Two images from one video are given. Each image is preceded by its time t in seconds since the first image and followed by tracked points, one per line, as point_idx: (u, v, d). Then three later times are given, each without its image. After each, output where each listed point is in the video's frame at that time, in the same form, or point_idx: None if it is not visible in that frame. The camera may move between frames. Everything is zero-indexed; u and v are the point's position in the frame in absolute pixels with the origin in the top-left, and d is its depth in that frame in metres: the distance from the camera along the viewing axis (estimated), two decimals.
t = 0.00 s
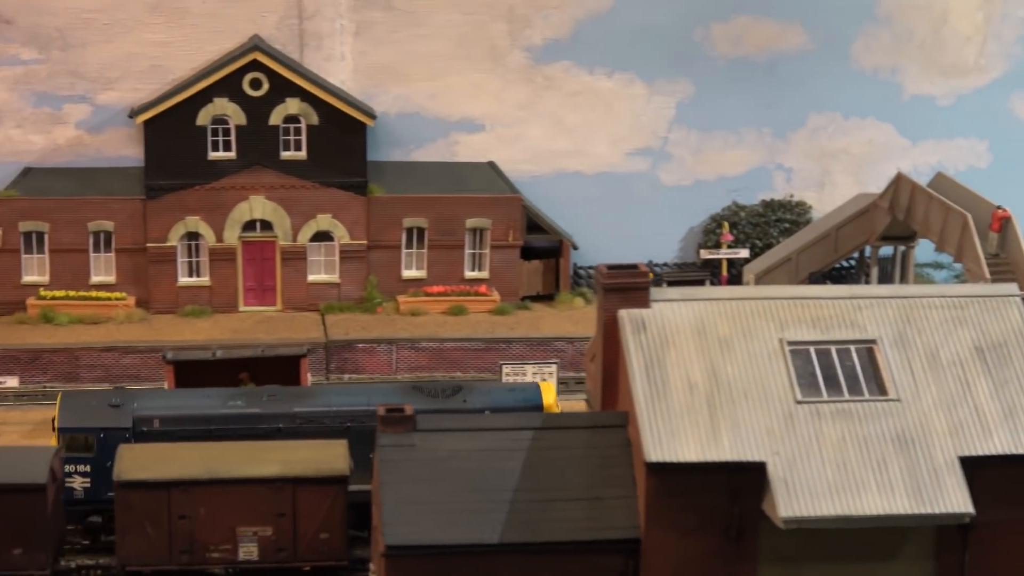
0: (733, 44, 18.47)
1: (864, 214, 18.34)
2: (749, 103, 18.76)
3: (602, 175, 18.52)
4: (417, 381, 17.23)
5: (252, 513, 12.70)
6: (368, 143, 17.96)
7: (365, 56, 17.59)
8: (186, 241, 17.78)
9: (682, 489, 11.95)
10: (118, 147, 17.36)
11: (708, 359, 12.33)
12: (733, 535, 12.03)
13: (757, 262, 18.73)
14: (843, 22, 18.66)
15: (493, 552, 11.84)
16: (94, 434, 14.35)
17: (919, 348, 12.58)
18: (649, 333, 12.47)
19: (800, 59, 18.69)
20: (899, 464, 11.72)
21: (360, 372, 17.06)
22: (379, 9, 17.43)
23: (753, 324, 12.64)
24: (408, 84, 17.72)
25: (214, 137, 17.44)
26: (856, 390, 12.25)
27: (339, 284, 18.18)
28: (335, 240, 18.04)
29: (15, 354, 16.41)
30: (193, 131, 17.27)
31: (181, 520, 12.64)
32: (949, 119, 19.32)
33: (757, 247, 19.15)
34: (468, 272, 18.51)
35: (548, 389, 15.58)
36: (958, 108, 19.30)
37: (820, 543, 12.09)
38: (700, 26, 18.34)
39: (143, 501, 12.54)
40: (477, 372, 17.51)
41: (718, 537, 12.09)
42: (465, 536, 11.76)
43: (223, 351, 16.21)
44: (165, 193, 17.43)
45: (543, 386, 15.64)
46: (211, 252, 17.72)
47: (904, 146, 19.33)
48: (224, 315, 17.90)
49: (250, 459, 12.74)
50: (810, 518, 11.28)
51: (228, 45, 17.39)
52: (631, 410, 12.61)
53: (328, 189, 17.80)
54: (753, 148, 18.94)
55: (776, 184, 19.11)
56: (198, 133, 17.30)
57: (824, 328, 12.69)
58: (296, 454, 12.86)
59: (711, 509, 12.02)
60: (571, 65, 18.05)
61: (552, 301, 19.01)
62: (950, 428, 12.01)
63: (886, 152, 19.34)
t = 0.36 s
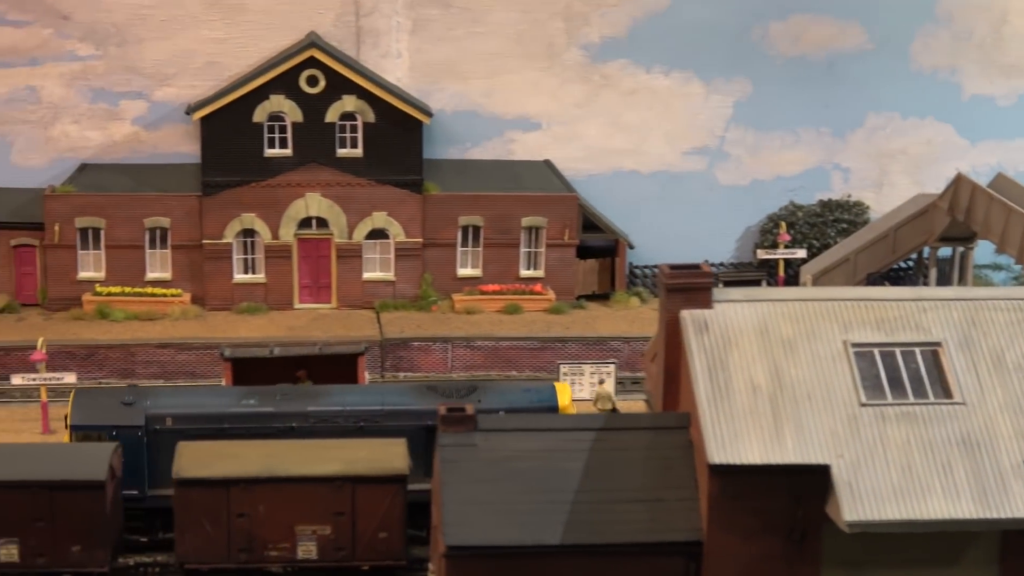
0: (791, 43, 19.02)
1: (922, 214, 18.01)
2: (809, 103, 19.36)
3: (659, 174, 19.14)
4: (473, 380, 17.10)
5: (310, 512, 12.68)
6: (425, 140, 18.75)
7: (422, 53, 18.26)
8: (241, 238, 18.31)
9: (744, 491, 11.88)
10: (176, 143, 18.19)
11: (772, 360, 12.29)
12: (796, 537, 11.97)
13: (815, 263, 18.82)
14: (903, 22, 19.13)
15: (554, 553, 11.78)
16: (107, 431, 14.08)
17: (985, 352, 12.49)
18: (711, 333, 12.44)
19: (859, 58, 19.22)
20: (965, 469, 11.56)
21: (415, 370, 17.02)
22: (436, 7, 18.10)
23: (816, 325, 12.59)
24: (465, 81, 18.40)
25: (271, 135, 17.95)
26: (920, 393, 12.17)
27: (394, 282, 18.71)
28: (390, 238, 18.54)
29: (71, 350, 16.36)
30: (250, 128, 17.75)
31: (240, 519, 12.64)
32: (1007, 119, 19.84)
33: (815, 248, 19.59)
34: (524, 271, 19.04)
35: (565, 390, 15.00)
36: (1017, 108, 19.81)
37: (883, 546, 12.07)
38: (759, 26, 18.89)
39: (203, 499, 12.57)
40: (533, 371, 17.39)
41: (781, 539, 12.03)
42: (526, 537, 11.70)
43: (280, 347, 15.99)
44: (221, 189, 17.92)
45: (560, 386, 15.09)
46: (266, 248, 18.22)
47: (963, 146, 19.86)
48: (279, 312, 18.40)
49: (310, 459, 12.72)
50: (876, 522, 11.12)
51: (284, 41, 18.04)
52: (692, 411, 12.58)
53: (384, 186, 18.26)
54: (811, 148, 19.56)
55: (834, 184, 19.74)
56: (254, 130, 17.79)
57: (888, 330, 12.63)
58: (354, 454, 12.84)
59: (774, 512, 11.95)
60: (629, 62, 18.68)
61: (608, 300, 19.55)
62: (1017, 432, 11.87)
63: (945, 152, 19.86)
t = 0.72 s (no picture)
0: (860, 42, 19.18)
1: (990, 215, 18.12)
2: (875, 102, 19.53)
3: (724, 172, 19.40)
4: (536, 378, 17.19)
5: (375, 510, 12.63)
6: (490, 138, 19.11)
7: (486, 50, 18.56)
8: (305, 234, 18.84)
9: (818, 495, 11.63)
10: (240, 139, 18.76)
11: (844, 362, 12.17)
12: (869, 542, 11.75)
13: (880, 263, 18.98)
14: (973, 20, 19.21)
15: (625, 555, 11.61)
16: (127, 429, 13.94)
17: None
18: (783, 335, 12.36)
19: (927, 57, 19.35)
20: None
21: (478, 368, 17.10)
22: (501, 4, 18.36)
23: (889, 327, 12.51)
24: (530, 78, 18.69)
25: (335, 132, 18.44)
26: (995, 397, 11.98)
27: (458, 280, 19.11)
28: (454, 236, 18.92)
29: (134, 346, 16.55)
30: (315, 125, 18.21)
31: (305, 517, 12.60)
32: None
33: (880, 247, 19.71)
34: (587, 269, 19.40)
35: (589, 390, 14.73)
36: None
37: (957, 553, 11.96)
38: (826, 24, 19.04)
39: (268, 497, 12.54)
40: (596, 371, 17.45)
41: (853, 543, 11.79)
42: (595, 539, 11.55)
43: (344, 346, 16.21)
44: (285, 186, 18.42)
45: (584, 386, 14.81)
46: (330, 246, 18.70)
47: None
48: (342, 309, 18.90)
49: (375, 458, 12.68)
50: (951, 526, 10.89)
51: (350, 38, 18.56)
52: (763, 413, 12.48)
53: (447, 184, 18.66)
54: (877, 147, 19.73)
55: (900, 184, 19.90)
56: (319, 126, 18.24)
57: (962, 332, 12.50)
58: (422, 455, 12.75)
59: (846, 516, 11.70)
60: (693, 60, 18.86)
61: (671, 299, 19.99)
62: None
63: (1011, 152, 20.06)
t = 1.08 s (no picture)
0: (927, 46, 19.09)
1: None
2: (942, 106, 19.36)
3: (788, 178, 19.39)
4: (600, 384, 17.37)
5: (446, 516, 12.68)
6: (554, 142, 19.19)
7: (552, 54, 18.63)
8: (369, 238, 19.21)
9: (890, 506, 11.47)
10: (306, 143, 18.96)
11: (917, 372, 11.99)
12: (940, 554, 11.58)
13: (951, 269, 19.44)
14: None
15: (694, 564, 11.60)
16: (151, 433, 13.95)
17: None
18: (855, 344, 12.26)
19: (995, 62, 19.21)
20: None
21: (542, 373, 17.37)
22: (567, 9, 18.39)
23: (962, 336, 12.34)
24: (595, 83, 18.75)
25: (400, 136, 18.82)
26: None
27: (522, 284, 19.43)
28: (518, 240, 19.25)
29: (200, 349, 16.92)
30: (380, 128, 18.61)
31: (375, 523, 12.67)
32: None
33: (947, 254, 19.66)
34: (652, 274, 19.64)
35: (614, 397, 14.57)
36: None
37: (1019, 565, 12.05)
38: (893, 29, 19.00)
39: (339, 502, 12.61)
40: (661, 376, 17.61)
41: (926, 557, 11.65)
42: (664, 547, 11.53)
43: (412, 352, 15.25)
44: (349, 189, 18.82)
45: (608, 393, 14.64)
46: (394, 249, 19.11)
47: None
48: (406, 312, 19.28)
49: (445, 463, 12.77)
50: None
51: (416, 41, 18.64)
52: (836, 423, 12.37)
53: (510, 188, 18.98)
54: (943, 153, 19.59)
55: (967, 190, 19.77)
56: (383, 129, 18.64)
57: None
58: (490, 459, 12.85)
59: (919, 528, 11.55)
60: (760, 65, 18.84)
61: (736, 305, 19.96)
62: None
63: None
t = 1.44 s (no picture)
0: (993, 46, 19.00)
1: None
2: (1008, 106, 19.23)
3: (852, 177, 19.34)
4: (662, 383, 17.47)
5: (511, 513, 12.70)
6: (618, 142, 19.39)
7: (616, 53, 18.71)
8: (432, 235, 19.30)
9: (960, 507, 11.12)
10: (368, 141, 19.13)
11: (987, 372, 11.70)
12: (1010, 554, 11.21)
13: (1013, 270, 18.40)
14: None
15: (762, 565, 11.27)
16: (172, 428, 14.12)
17: None
18: (924, 344, 12.00)
19: None
20: None
21: (605, 372, 17.49)
22: (630, 7, 18.49)
23: None
24: (659, 82, 18.79)
25: (464, 133, 18.86)
26: None
27: (584, 283, 19.45)
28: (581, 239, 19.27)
29: (264, 346, 17.20)
30: (443, 126, 18.68)
31: (441, 519, 12.70)
32: None
33: (1011, 254, 19.52)
34: (715, 274, 19.63)
35: (634, 394, 14.51)
36: None
37: None
38: (960, 27, 18.90)
39: (404, 499, 12.64)
40: (724, 375, 17.66)
41: (995, 557, 11.26)
42: (729, 548, 11.25)
43: (476, 347, 15.50)
44: (413, 187, 18.92)
45: (629, 392, 14.57)
46: (458, 247, 19.17)
47: None
48: (468, 310, 19.37)
49: (509, 460, 12.80)
50: None
51: (480, 39, 18.77)
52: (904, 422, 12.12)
53: (573, 186, 18.98)
54: (1008, 152, 19.45)
55: None
56: (447, 127, 18.72)
57: None
58: (554, 458, 12.85)
59: (989, 530, 11.19)
60: (825, 64, 18.83)
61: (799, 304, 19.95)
62: None
63: None
